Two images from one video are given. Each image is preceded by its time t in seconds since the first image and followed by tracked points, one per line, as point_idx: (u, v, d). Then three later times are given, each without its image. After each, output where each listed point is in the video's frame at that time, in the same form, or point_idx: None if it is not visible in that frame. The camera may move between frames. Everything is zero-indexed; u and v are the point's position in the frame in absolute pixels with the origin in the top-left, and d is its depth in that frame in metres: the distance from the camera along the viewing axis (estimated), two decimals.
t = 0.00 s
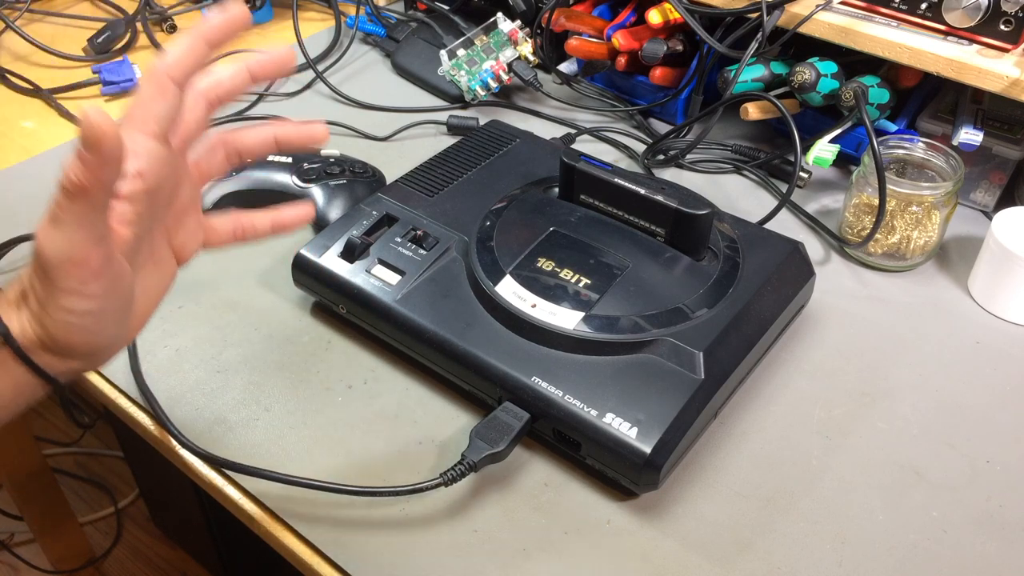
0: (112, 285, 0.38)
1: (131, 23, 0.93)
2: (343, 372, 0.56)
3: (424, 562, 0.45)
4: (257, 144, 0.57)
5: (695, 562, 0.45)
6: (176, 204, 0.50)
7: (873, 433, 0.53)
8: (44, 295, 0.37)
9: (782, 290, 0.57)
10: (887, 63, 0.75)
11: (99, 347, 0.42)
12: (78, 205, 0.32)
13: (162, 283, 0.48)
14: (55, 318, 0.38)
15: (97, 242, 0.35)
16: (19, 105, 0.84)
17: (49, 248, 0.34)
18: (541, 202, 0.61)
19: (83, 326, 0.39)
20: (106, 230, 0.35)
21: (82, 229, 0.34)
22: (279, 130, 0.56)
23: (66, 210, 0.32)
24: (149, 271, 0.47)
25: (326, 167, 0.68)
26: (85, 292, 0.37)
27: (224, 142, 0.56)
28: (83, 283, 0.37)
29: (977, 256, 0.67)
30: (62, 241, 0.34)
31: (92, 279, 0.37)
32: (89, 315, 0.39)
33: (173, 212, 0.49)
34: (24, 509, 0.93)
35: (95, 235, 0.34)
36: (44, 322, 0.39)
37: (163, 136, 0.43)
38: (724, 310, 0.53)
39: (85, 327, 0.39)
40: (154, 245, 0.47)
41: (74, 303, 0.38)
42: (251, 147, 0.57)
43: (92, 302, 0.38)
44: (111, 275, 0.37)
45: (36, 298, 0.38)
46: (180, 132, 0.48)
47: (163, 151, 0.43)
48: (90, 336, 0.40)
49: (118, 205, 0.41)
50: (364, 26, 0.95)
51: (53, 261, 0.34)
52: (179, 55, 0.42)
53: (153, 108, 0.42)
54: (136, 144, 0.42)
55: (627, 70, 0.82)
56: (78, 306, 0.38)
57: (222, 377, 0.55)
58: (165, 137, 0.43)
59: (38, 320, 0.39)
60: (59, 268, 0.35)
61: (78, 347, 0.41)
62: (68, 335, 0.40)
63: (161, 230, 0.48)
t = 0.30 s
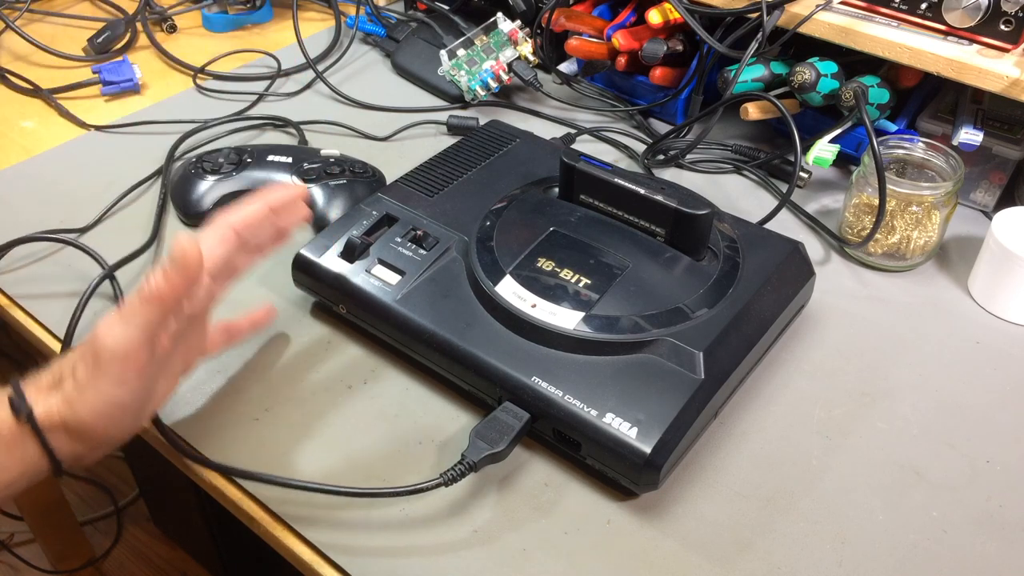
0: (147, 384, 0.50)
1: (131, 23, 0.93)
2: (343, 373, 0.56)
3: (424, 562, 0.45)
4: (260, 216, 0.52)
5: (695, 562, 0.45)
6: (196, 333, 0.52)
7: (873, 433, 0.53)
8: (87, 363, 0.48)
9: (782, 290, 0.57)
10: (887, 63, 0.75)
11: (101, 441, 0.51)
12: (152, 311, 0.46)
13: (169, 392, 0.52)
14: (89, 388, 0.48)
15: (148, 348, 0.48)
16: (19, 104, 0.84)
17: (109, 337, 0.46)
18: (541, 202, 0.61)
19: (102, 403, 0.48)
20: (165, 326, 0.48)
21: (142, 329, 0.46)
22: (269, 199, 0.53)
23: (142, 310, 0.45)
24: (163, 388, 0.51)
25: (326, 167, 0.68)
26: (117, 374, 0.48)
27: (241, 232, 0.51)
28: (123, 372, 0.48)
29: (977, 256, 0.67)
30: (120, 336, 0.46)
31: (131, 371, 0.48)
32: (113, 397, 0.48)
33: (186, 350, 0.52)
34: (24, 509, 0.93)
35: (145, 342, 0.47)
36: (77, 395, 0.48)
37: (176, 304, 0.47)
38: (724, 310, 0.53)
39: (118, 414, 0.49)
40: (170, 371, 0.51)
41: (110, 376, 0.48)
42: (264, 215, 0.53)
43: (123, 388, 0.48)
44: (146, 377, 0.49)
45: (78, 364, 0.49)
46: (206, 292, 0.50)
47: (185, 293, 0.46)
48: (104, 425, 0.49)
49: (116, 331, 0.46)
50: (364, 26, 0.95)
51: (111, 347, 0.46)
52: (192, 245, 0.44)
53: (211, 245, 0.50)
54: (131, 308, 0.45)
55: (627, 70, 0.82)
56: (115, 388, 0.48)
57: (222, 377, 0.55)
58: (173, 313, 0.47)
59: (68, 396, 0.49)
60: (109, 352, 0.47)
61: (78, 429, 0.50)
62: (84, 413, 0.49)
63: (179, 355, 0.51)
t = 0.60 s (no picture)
0: (79, 221, 0.53)
1: (131, 23, 0.93)
2: (343, 373, 0.56)
3: (425, 562, 0.45)
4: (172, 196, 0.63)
5: (695, 562, 0.45)
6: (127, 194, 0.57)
7: (873, 433, 0.53)
8: None
9: (782, 291, 0.57)
10: (887, 63, 0.75)
11: None
12: (91, 114, 0.51)
13: (86, 256, 0.55)
14: None
15: (87, 169, 0.51)
16: (19, 104, 0.84)
17: (47, 148, 0.50)
18: (541, 202, 0.61)
19: None
20: (104, 155, 0.53)
21: (87, 147, 0.51)
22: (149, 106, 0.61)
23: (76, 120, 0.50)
24: (74, 251, 0.54)
25: (326, 167, 0.68)
26: (40, 202, 0.51)
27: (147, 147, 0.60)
28: (53, 196, 0.51)
29: (977, 256, 0.67)
30: (59, 149, 0.50)
31: (65, 197, 0.51)
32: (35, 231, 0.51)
33: (116, 201, 0.56)
34: (24, 509, 0.93)
35: (90, 161, 0.51)
36: None
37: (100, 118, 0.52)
38: (725, 310, 0.53)
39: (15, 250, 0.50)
40: (101, 214, 0.55)
41: (28, 203, 0.50)
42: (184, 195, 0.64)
43: (45, 223, 0.51)
44: (82, 210, 0.53)
45: None
46: (117, 134, 0.57)
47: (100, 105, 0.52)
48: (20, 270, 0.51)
49: (54, 147, 0.50)
50: (364, 26, 0.95)
51: (44, 165, 0.50)
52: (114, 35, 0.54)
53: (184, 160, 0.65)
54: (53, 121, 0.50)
55: (627, 70, 0.82)
56: (35, 219, 0.51)
57: (222, 378, 0.55)
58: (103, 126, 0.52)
59: None
60: (45, 169, 0.50)
61: None
62: None
63: (109, 204, 0.56)
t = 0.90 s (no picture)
0: (49, 215, 0.53)
1: (131, 23, 0.93)
2: (343, 372, 0.56)
3: (424, 562, 0.45)
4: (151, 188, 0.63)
5: (695, 562, 0.45)
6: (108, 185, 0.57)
7: (873, 433, 0.53)
8: None
9: (782, 290, 0.57)
10: (887, 63, 0.75)
11: None
12: (72, 105, 0.50)
13: (58, 248, 0.55)
14: None
15: (59, 162, 0.51)
16: (19, 104, 0.84)
17: (20, 140, 0.49)
18: (541, 203, 0.61)
19: None
20: (82, 148, 0.52)
21: (62, 140, 0.50)
22: (139, 90, 0.60)
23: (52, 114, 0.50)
24: (45, 242, 0.54)
25: (326, 167, 0.68)
26: (12, 196, 0.51)
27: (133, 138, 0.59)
28: (24, 190, 0.51)
29: (977, 256, 0.67)
30: (31, 143, 0.49)
31: (36, 192, 0.51)
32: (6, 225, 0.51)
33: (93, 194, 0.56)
34: (24, 509, 0.92)
35: (65, 155, 0.51)
36: None
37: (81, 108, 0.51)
38: (725, 310, 0.53)
39: None
40: (78, 206, 0.55)
41: None
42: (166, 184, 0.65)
43: (12, 217, 0.52)
44: (53, 206, 0.53)
45: None
46: (103, 122, 0.56)
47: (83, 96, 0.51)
48: None
49: (27, 140, 0.49)
50: (364, 26, 0.95)
51: (15, 158, 0.49)
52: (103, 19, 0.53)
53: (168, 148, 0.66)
54: (30, 110, 0.49)
55: (627, 70, 0.82)
56: (5, 212, 0.51)
57: (223, 378, 0.55)
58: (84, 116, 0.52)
59: None
60: (17, 161, 0.49)
61: None
62: None
63: (86, 195, 0.55)
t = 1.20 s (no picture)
0: (48, 216, 0.50)
1: (131, 22, 0.93)
2: (343, 372, 0.56)
3: (425, 562, 0.45)
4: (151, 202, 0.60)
5: (695, 562, 0.45)
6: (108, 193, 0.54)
7: (873, 433, 0.53)
8: None
9: (782, 290, 0.57)
10: (887, 63, 0.75)
11: None
12: (73, 107, 0.48)
13: (56, 252, 0.51)
14: None
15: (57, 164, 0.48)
16: (19, 104, 0.84)
17: (19, 141, 0.46)
18: (541, 203, 0.61)
19: None
20: (82, 149, 0.49)
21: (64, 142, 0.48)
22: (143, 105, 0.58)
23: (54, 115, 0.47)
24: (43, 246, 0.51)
25: (326, 167, 0.68)
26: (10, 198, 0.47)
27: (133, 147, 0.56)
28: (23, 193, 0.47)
29: (977, 256, 0.67)
30: (30, 145, 0.46)
31: (35, 192, 0.48)
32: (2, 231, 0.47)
33: (92, 202, 0.53)
34: (25, 509, 0.92)
35: (65, 156, 0.48)
36: None
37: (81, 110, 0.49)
38: (725, 310, 0.53)
39: None
40: (74, 210, 0.52)
41: None
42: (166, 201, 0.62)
43: (9, 218, 0.48)
44: (52, 207, 0.49)
45: None
46: (101, 128, 0.54)
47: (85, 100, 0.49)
48: None
49: (26, 142, 0.46)
50: (364, 26, 0.95)
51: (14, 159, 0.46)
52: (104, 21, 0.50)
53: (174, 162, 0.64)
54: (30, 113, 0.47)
55: (627, 70, 0.82)
56: None
57: (222, 377, 0.55)
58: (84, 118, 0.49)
59: None
60: (15, 162, 0.46)
61: None
62: None
63: (85, 200, 0.53)
